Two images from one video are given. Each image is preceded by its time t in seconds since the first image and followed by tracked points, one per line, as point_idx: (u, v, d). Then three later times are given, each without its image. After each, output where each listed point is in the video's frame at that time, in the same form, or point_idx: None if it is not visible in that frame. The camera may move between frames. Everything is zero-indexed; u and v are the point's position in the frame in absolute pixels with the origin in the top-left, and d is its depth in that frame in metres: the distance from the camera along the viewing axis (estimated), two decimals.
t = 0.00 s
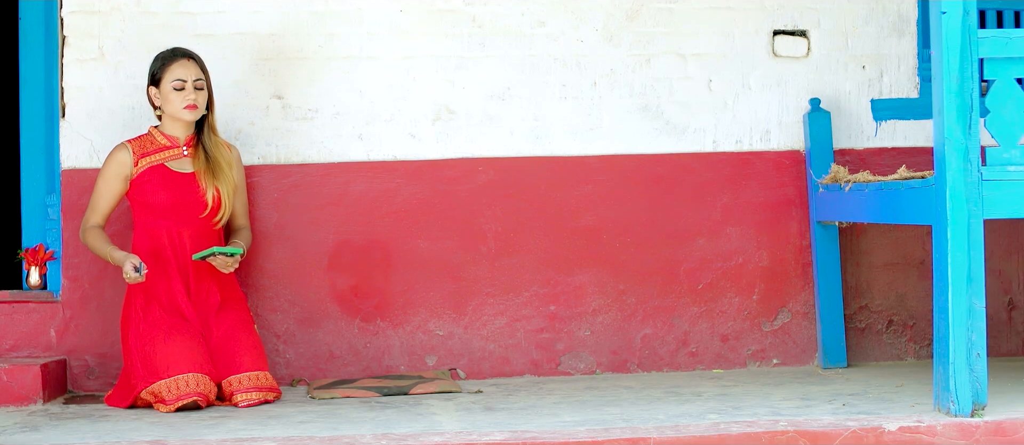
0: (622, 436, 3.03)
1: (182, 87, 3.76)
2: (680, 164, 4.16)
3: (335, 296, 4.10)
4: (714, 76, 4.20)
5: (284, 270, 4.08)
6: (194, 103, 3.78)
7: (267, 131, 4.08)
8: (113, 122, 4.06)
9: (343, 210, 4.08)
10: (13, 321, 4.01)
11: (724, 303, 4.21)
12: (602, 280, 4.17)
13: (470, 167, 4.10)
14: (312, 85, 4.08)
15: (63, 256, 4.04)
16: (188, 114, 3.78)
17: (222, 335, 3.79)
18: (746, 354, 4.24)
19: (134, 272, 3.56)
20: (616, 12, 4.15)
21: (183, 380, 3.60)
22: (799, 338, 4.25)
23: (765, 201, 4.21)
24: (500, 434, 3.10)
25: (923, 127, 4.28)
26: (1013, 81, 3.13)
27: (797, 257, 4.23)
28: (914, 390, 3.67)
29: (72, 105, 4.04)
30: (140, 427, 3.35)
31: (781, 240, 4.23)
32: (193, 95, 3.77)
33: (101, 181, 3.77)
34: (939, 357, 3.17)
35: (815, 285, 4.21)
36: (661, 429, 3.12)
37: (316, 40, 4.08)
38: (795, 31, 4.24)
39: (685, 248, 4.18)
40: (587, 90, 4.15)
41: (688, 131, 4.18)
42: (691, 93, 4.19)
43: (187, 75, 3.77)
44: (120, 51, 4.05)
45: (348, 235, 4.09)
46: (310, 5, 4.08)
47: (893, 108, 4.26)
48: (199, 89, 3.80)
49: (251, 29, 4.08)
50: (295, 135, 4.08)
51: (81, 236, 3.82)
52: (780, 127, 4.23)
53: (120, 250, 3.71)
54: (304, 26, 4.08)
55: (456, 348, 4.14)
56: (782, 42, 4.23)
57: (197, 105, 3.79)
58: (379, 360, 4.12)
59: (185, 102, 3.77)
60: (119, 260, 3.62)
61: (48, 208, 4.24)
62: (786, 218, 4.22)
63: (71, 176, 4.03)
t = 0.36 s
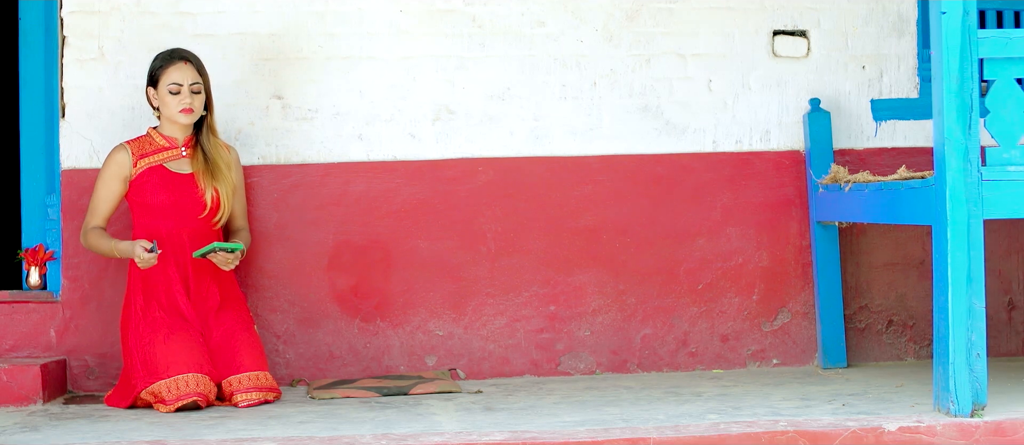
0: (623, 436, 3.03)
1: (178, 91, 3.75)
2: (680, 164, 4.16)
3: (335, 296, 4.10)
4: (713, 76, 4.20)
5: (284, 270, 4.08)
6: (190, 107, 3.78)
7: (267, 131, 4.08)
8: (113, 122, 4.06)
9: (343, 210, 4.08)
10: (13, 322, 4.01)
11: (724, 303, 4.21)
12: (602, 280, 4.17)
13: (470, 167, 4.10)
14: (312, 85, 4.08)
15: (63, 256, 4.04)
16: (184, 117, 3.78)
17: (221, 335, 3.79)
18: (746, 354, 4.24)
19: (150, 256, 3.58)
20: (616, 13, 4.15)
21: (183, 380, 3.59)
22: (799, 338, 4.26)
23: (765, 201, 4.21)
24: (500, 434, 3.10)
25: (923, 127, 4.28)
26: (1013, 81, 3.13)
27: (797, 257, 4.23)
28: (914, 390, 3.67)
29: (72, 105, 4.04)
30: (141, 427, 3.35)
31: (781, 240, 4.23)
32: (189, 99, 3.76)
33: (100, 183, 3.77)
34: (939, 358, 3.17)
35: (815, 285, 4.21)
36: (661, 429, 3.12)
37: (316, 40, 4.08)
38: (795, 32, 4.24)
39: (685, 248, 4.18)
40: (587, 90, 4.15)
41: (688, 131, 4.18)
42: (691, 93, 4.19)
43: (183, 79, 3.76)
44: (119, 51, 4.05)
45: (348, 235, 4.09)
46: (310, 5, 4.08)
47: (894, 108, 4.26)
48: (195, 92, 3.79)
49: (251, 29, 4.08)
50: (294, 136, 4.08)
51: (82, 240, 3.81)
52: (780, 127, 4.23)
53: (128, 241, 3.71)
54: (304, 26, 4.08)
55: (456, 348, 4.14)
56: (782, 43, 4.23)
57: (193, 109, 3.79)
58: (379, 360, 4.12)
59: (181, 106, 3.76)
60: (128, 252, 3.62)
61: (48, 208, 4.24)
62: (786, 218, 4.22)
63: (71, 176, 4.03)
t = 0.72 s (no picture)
0: (622, 436, 3.03)
1: (174, 93, 3.75)
2: (680, 164, 4.16)
3: (334, 296, 4.10)
4: (713, 76, 4.20)
5: (284, 270, 4.08)
6: (186, 110, 3.78)
7: (266, 131, 4.08)
8: (113, 122, 4.05)
9: (343, 210, 4.08)
10: (12, 322, 4.01)
11: (724, 303, 4.21)
12: (602, 280, 4.17)
13: (469, 167, 4.10)
14: (311, 85, 4.08)
15: (62, 256, 4.04)
16: (180, 120, 3.78)
17: (221, 335, 3.79)
18: (745, 354, 4.24)
19: (167, 232, 3.53)
20: (615, 12, 4.15)
21: (183, 380, 3.59)
22: (798, 338, 4.25)
23: (764, 201, 4.21)
24: (500, 434, 3.10)
25: (922, 127, 4.28)
26: (1013, 81, 3.13)
27: (797, 257, 4.23)
28: (914, 390, 3.66)
29: (72, 106, 4.04)
30: (140, 427, 3.35)
31: (780, 240, 4.23)
32: (184, 102, 3.76)
33: (100, 185, 3.77)
34: (939, 358, 3.17)
35: (815, 285, 4.21)
36: (660, 429, 3.12)
37: (315, 40, 4.08)
38: (795, 32, 4.24)
39: (684, 248, 4.18)
40: (586, 90, 4.15)
41: (687, 131, 4.18)
42: (691, 93, 4.19)
43: (179, 82, 3.75)
44: (119, 51, 4.05)
45: (348, 235, 4.09)
46: (309, 5, 4.08)
47: (893, 108, 4.26)
48: (192, 94, 3.78)
49: (251, 29, 4.08)
50: (294, 136, 4.08)
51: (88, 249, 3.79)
52: (780, 127, 4.23)
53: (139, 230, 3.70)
54: (304, 26, 4.08)
55: (455, 348, 4.14)
56: (781, 43, 4.23)
57: (189, 111, 3.79)
58: (378, 360, 4.12)
59: (177, 109, 3.76)
60: (143, 241, 3.60)
61: (47, 209, 4.24)
62: (785, 218, 4.22)
63: (70, 176, 4.03)
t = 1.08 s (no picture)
0: (622, 436, 3.03)
1: (174, 94, 3.75)
2: (679, 164, 4.16)
3: (334, 296, 4.10)
4: (713, 76, 4.20)
5: (284, 270, 4.08)
6: (185, 110, 3.78)
7: (266, 131, 4.08)
8: (113, 122, 4.05)
9: (343, 210, 4.08)
10: (12, 321, 4.01)
11: (724, 303, 4.21)
12: (602, 280, 4.17)
13: (469, 167, 4.10)
14: (311, 85, 4.08)
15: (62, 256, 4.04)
16: (180, 120, 3.78)
17: (221, 335, 3.79)
18: (745, 354, 4.24)
19: (174, 222, 3.56)
20: (615, 12, 4.15)
21: (183, 380, 3.59)
22: (798, 338, 4.26)
23: (764, 201, 4.21)
24: (500, 434, 3.10)
25: (922, 127, 4.28)
26: (1013, 81, 3.14)
27: (797, 257, 4.24)
28: (914, 390, 3.67)
29: (72, 105, 4.04)
30: (140, 427, 3.35)
31: (780, 240, 4.23)
32: (184, 103, 3.76)
33: (101, 187, 3.76)
34: (939, 358, 3.17)
35: (815, 286, 4.21)
36: (660, 429, 3.12)
37: (316, 40, 4.08)
38: (795, 32, 4.24)
39: (684, 248, 4.18)
40: (586, 90, 4.15)
41: (687, 131, 4.18)
42: (691, 93, 4.19)
43: (179, 83, 3.75)
44: (119, 51, 4.05)
45: (348, 234, 4.09)
46: (309, 5, 4.08)
47: (893, 108, 4.26)
48: (192, 95, 3.78)
49: (251, 29, 4.08)
50: (294, 136, 4.08)
51: (94, 254, 3.78)
52: (780, 127, 4.23)
53: (143, 224, 3.70)
54: (304, 26, 4.08)
55: (455, 348, 4.14)
56: (781, 43, 4.23)
57: (189, 112, 3.79)
58: (378, 360, 4.12)
59: (177, 109, 3.76)
60: (150, 234, 3.60)
61: (47, 209, 4.24)
62: (785, 218, 4.22)
63: (70, 176, 4.03)
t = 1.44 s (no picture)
0: (622, 436, 3.03)
1: (176, 93, 3.75)
2: (680, 164, 4.16)
3: (334, 296, 4.10)
4: (713, 76, 4.20)
5: (283, 270, 4.08)
6: (187, 110, 3.77)
7: (266, 131, 4.08)
8: (113, 122, 4.05)
9: (342, 210, 4.08)
10: (12, 321, 4.01)
11: (724, 303, 4.21)
12: (602, 280, 4.17)
13: (469, 167, 4.10)
14: (311, 85, 4.08)
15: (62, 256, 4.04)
16: (181, 120, 3.78)
17: (221, 335, 3.79)
18: (745, 354, 4.24)
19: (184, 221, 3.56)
20: (615, 12, 4.15)
21: (183, 380, 3.59)
22: (798, 338, 4.26)
23: (765, 201, 4.21)
24: (500, 434, 3.10)
25: (922, 127, 4.28)
26: (1013, 81, 3.13)
27: (797, 257, 4.23)
28: (914, 390, 3.66)
29: (72, 105, 4.04)
30: (140, 427, 3.35)
31: (780, 239, 4.23)
32: (186, 102, 3.76)
33: (103, 188, 3.76)
34: (939, 358, 3.17)
35: (815, 286, 4.21)
36: (660, 429, 3.12)
37: (315, 41, 4.08)
38: (795, 32, 4.24)
39: (684, 248, 4.18)
40: (586, 90, 4.15)
41: (687, 131, 4.18)
42: (691, 93, 4.19)
43: (181, 82, 3.75)
44: (119, 51, 4.05)
45: (348, 234, 4.09)
46: (309, 5, 4.08)
47: (893, 108, 4.26)
48: (193, 95, 3.78)
49: (251, 29, 4.07)
50: (294, 136, 4.08)
51: (100, 256, 3.78)
52: (780, 127, 4.23)
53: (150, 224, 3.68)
54: (303, 26, 4.08)
55: (455, 348, 4.14)
56: (781, 43, 4.23)
57: (191, 111, 3.79)
58: (378, 360, 4.12)
59: (178, 109, 3.76)
60: (159, 234, 3.59)
61: (47, 209, 4.24)
62: (785, 218, 4.22)
63: (70, 176, 4.03)
